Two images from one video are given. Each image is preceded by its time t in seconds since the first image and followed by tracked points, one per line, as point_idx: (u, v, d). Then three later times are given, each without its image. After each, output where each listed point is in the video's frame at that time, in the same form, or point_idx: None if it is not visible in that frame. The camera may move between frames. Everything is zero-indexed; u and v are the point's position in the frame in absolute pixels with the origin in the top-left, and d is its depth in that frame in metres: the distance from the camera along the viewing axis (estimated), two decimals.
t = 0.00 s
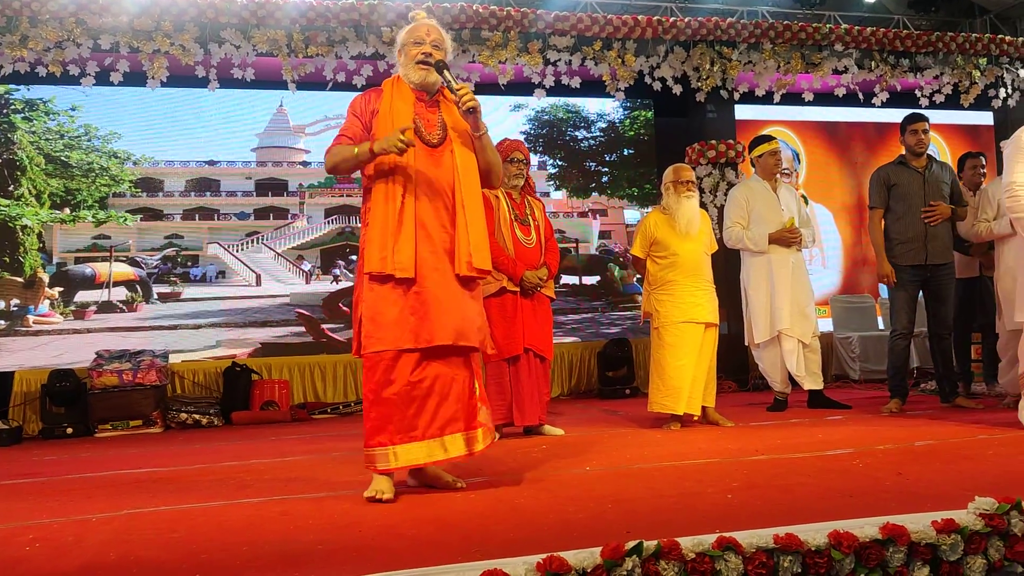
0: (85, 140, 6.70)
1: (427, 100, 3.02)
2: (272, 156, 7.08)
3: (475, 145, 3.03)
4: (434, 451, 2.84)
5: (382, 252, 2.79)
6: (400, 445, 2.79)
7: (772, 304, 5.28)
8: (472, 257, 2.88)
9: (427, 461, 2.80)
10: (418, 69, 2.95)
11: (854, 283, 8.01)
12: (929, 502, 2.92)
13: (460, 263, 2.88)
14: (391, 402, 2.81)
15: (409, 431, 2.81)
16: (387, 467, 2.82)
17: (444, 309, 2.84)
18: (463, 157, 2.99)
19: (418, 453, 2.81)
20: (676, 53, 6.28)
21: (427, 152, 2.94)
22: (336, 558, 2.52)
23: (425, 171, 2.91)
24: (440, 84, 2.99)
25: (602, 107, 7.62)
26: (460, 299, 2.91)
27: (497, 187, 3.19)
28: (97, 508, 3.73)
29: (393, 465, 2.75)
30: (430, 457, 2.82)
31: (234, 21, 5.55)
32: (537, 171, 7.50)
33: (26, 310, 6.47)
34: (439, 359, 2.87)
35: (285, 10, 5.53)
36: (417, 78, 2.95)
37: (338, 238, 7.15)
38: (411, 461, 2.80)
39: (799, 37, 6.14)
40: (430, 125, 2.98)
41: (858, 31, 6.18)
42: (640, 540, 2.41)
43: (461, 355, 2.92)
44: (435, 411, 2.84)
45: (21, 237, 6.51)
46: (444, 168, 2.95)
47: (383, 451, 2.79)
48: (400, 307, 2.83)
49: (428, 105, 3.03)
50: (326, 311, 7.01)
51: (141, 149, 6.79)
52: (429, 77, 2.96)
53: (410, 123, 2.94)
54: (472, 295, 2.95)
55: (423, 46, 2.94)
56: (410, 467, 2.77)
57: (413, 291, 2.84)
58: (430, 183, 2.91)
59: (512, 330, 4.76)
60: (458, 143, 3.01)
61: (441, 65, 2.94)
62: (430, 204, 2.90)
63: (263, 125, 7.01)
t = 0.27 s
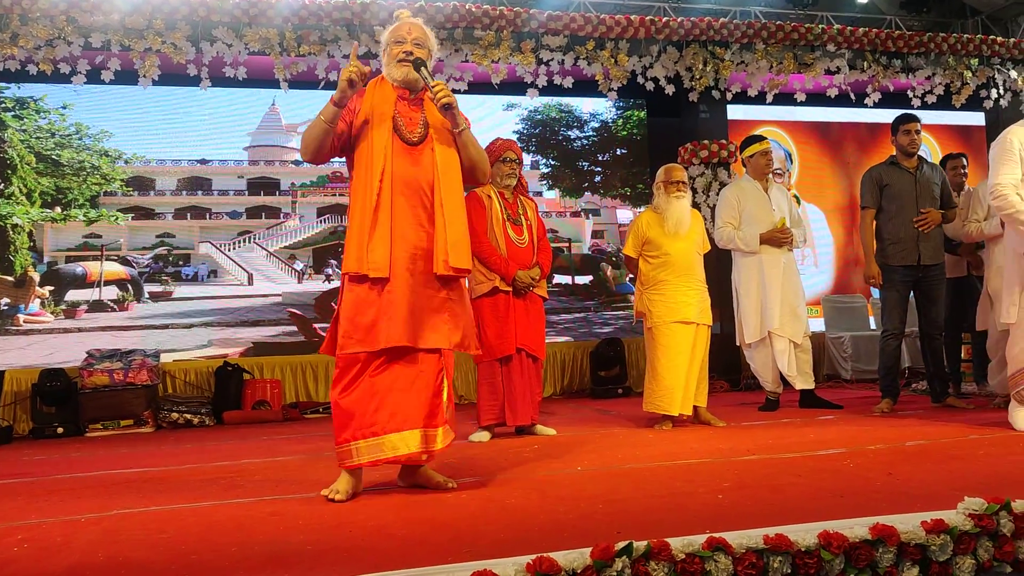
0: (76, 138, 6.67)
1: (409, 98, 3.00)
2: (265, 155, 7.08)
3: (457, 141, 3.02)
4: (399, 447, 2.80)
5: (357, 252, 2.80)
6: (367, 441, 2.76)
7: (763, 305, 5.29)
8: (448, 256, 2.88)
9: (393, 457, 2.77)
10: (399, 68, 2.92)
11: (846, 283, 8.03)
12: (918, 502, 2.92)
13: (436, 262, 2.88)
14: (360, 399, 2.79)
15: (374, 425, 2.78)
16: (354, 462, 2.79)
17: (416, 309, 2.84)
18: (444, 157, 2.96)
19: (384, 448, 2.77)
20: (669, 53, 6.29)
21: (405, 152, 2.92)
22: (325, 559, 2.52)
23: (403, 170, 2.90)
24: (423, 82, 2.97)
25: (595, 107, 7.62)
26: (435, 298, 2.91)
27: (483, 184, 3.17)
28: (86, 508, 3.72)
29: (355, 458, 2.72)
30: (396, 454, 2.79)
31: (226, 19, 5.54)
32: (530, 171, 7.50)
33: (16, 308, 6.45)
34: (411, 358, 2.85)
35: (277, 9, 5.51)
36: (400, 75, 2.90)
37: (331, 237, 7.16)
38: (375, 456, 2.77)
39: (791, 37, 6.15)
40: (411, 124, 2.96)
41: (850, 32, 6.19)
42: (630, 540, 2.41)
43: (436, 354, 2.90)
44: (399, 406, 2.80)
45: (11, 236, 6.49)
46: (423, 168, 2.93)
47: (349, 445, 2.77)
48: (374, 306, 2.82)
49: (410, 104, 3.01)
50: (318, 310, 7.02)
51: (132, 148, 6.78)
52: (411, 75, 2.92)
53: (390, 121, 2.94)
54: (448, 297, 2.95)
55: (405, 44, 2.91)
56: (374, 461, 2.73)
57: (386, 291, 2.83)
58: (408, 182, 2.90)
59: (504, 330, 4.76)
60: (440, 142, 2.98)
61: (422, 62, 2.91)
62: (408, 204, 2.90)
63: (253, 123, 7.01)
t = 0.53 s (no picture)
0: (81, 139, 6.68)
1: (397, 96, 3.00)
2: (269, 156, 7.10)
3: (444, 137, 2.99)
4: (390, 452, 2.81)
5: (344, 253, 2.81)
6: (359, 447, 2.77)
7: (767, 308, 5.29)
8: (433, 255, 2.88)
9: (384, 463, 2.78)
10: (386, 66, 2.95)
11: (849, 285, 8.02)
12: (923, 503, 2.92)
13: (421, 262, 2.89)
14: (349, 403, 2.79)
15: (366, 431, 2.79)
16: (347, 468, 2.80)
17: (402, 309, 2.83)
18: (430, 155, 2.97)
19: (374, 454, 2.78)
20: (673, 55, 6.28)
21: (391, 150, 2.93)
22: (329, 558, 2.52)
23: (389, 169, 2.91)
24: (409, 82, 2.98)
25: (599, 108, 7.62)
26: (421, 298, 2.91)
27: (474, 181, 3.13)
28: (90, 507, 3.73)
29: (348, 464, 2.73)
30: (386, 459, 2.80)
31: (231, 20, 5.55)
32: (534, 172, 7.51)
33: (21, 309, 6.47)
34: (398, 360, 2.86)
35: (282, 10, 5.53)
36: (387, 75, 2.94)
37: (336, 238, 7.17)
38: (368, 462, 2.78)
39: (795, 39, 6.17)
40: (397, 122, 2.96)
41: (854, 34, 6.19)
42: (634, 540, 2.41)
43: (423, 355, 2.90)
44: (389, 412, 2.81)
45: (16, 236, 6.49)
46: (409, 166, 2.94)
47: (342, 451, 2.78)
48: (359, 307, 2.82)
49: (398, 102, 3.01)
50: (321, 311, 7.03)
51: (137, 149, 6.78)
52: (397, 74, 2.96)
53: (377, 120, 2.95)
54: (436, 296, 2.93)
55: (390, 42, 2.95)
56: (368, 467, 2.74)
57: (372, 291, 2.83)
58: (393, 181, 2.90)
59: (508, 331, 4.77)
60: (426, 139, 2.98)
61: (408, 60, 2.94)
62: (394, 204, 2.90)
63: (258, 125, 7.03)
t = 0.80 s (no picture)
0: (98, 142, 6.73)
1: (391, 96, 3.00)
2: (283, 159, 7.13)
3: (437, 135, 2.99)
4: (393, 457, 2.83)
5: (336, 255, 2.82)
6: (362, 454, 2.80)
7: (780, 311, 5.28)
8: (425, 254, 2.87)
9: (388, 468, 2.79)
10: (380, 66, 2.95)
11: (864, 288, 7.99)
12: (939, 507, 2.91)
13: (413, 261, 2.88)
14: (348, 407, 2.80)
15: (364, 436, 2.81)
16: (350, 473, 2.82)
17: (395, 309, 2.82)
18: (424, 155, 2.96)
19: (378, 460, 2.80)
20: (687, 58, 6.26)
21: (383, 150, 2.92)
22: (343, 557, 2.53)
23: (380, 168, 2.90)
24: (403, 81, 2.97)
25: (612, 111, 7.61)
26: (415, 298, 2.90)
27: (469, 180, 3.09)
28: (107, 507, 3.75)
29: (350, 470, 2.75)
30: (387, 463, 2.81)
31: (246, 24, 5.57)
32: (547, 175, 7.51)
33: (38, 310, 6.51)
34: (394, 361, 2.85)
35: (297, 14, 5.53)
36: (380, 74, 2.93)
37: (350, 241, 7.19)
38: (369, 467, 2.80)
39: (810, 42, 6.13)
40: (391, 122, 2.95)
41: (870, 37, 6.15)
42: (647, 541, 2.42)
43: (419, 356, 2.89)
44: (391, 417, 2.82)
45: (33, 238, 6.54)
46: (401, 165, 2.93)
47: (343, 457, 2.79)
48: (353, 309, 2.83)
49: (392, 101, 3.01)
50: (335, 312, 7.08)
51: (153, 151, 6.83)
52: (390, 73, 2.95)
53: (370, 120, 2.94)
54: (429, 296, 2.92)
55: (383, 42, 2.95)
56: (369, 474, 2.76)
57: (365, 292, 2.83)
58: (385, 181, 2.90)
59: (521, 334, 4.76)
60: (419, 139, 2.98)
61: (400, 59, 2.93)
62: (386, 202, 2.89)
63: (273, 127, 7.07)
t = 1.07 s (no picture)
0: (116, 142, 6.78)
1: (386, 95, 2.97)
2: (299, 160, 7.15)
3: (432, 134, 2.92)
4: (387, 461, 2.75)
5: (326, 254, 2.79)
6: (354, 457, 2.74)
7: (795, 312, 5.25)
8: (414, 253, 2.80)
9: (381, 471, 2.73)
10: (377, 66, 2.91)
11: (880, 289, 7.95)
12: (957, 508, 2.88)
13: (403, 260, 2.81)
14: (340, 409, 2.76)
15: (356, 439, 2.75)
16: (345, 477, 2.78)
17: (382, 309, 2.76)
18: (416, 153, 2.90)
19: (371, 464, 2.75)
20: (703, 57, 6.26)
21: (375, 149, 2.89)
22: (358, 556, 2.54)
23: (372, 167, 2.87)
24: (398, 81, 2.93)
25: (628, 111, 7.61)
26: (406, 297, 2.84)
27: (465, 180, 3.02)
28: (124, 504, 3.77)
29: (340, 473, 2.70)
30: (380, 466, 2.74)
31: (262, 25, 5.60)
32: (562, 175, 7.52)
33: (56, 309, 6.54)
34: (386, 361, 2.80)
35: (313, 15, 5.57)
36: (376, 74, 2.90)
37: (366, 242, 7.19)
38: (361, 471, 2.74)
39: (826, 41, 6.10)
40: (385, 120, 2.92)
41: (887, 36, 6.12)
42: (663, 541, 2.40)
43: (411, 356, 2.82)
44: (385, 420, 2.75)
45: (52, 238, 6.59)
46: (393, 164, 2.89)
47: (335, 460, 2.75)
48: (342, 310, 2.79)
49: (387, 101, 2.97)
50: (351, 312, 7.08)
51: (170, 152, 6.87)
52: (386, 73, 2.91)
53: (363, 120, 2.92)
54: (418, 296, 2.85)
55: (379, 41, 2.90)
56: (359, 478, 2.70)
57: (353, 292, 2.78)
58: (376, 180, 2.86)
59: (536, 333, 4.70)
60: (412, 137, 2.93)
61: (395, 58, 2.87)
62: (377, 201, 2.85)
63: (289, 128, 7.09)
